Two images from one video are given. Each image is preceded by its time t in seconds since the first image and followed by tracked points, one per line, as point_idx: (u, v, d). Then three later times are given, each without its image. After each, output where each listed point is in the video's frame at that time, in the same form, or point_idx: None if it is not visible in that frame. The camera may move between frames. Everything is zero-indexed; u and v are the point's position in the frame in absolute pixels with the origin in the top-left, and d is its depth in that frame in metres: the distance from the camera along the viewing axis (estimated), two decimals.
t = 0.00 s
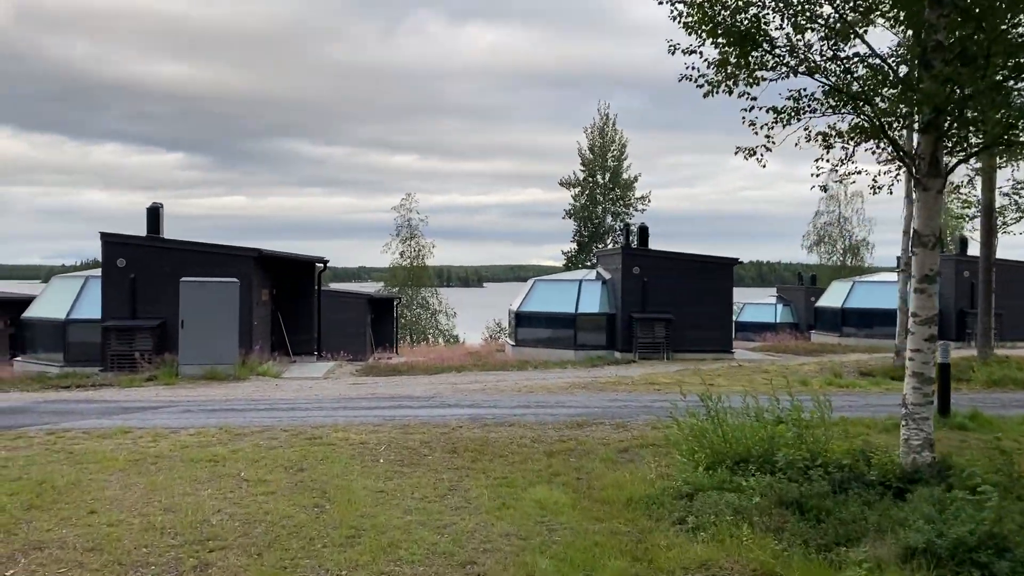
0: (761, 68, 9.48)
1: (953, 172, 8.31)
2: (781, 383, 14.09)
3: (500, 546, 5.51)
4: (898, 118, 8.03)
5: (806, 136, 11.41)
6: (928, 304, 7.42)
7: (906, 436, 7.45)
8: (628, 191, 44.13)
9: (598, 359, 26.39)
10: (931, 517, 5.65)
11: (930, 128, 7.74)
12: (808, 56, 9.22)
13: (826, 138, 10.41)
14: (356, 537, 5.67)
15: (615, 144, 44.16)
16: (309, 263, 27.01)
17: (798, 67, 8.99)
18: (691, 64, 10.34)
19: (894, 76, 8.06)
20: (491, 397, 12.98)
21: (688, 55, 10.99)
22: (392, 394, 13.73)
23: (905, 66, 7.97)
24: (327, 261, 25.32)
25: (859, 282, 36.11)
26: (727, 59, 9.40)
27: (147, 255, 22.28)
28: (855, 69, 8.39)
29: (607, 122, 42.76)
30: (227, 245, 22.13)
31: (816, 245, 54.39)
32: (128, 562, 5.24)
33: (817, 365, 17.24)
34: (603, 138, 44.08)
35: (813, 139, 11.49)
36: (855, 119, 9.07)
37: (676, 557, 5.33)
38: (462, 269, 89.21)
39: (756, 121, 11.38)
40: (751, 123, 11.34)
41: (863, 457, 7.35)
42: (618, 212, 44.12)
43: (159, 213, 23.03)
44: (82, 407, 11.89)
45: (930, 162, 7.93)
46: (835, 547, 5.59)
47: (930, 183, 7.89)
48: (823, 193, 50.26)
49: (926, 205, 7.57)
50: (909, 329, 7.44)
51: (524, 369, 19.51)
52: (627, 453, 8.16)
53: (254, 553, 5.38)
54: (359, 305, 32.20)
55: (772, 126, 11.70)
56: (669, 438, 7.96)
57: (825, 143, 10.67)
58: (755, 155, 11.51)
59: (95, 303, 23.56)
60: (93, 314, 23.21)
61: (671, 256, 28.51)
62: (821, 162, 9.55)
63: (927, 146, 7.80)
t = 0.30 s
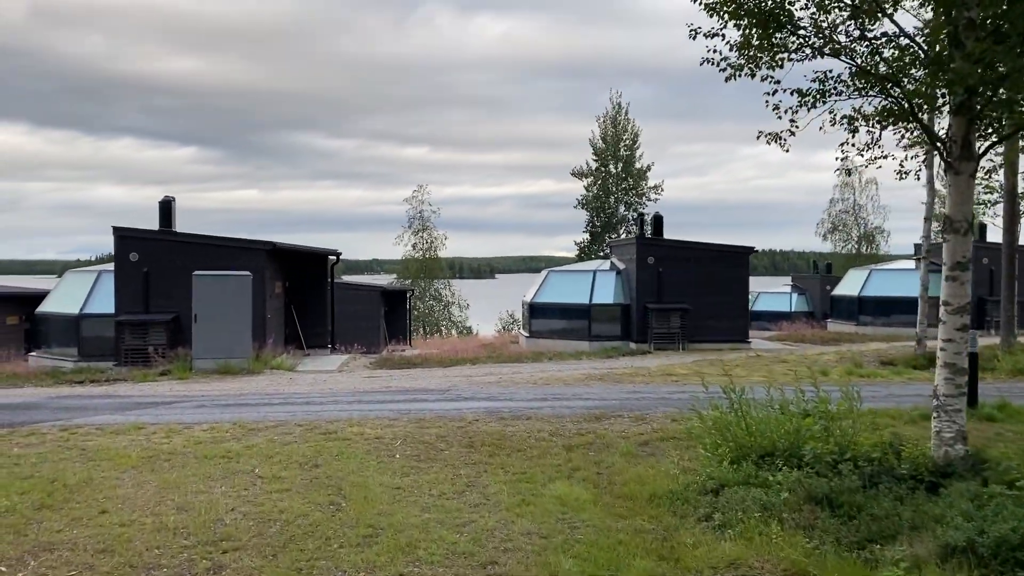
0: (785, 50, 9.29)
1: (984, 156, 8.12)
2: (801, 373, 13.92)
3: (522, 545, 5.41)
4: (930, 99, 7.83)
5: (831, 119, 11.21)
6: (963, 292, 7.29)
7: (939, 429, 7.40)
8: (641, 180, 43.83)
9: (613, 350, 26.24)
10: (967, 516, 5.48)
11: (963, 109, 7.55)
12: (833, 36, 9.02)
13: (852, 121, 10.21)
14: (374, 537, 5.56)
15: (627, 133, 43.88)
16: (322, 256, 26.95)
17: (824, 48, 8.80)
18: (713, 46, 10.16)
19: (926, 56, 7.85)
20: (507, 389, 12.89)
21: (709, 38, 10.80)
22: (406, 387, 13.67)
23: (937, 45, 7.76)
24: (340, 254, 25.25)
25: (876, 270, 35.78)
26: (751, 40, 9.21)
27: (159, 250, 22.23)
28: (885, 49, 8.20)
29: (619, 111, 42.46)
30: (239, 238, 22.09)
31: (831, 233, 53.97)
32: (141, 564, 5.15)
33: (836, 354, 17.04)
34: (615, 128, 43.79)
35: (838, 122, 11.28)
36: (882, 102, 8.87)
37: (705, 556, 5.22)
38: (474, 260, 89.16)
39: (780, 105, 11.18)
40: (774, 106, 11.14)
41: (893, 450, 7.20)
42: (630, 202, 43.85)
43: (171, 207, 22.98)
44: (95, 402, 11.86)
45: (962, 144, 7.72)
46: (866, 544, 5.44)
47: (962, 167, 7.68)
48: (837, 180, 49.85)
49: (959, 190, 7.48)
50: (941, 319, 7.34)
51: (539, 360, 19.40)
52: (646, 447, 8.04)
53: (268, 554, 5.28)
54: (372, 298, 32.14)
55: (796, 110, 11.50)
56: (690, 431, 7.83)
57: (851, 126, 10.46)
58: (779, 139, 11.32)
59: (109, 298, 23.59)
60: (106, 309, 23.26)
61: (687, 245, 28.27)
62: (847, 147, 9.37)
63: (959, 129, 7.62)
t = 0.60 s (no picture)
0: (810, 29, 9.10)
1: (1016, 139, 7.88)
2: (819, 364, 13.72)
3: (542, 541, 5.29)
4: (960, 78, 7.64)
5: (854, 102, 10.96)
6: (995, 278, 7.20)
7: (969, 418, 7.31)
8: (652, 170, 43.55)
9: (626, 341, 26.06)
10: (1003, 511, 5.31)
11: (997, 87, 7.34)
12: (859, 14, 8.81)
13: (876, 103, 9.98)
14: (388, 533, 5.44)
15: (637, 122, 43.57)
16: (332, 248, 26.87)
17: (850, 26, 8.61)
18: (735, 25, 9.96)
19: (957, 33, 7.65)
20: (520, 380, 12.77)
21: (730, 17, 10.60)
22: (418, 379, 13.55)
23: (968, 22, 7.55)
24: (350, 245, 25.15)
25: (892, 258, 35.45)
26: (775, 18, 9.01)
27: (169, 242, 22.19)
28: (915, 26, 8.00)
29: (630, 101, 42.16)
30: (249, 230, 22.03)
31: (844, 222, 53.55)
32: (148, 563, 5.04)
33: (853, 344, 16.83)
34: (626, 117, 43.49)
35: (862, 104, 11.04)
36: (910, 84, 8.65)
37: (732, 555, 5.12)
38: (484, 251, 89.01)
39: (803, 87, 10.94)
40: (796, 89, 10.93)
41: (922, 441, 7.02)
42: (641, 192, 43.58)
43: (181, 199, 22.91)
44: (105, 396, 11.79)
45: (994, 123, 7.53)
46: (899, 541, 5.29)
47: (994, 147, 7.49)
48: (850, 168, 49.45)
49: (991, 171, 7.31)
50: (971, 306, 7.27)
51: (551, 351, 19.25)
52: (665, 439, 7.91)
53: (279, 552, 5.17)
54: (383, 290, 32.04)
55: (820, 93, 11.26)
56: (711, 423, 7.69)
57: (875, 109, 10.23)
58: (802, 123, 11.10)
59: (120, 291, 23.59)
60: (117, 302, 23.25)
61: (700, 235, 28.04)
62: (871, 130, 9.15)
63: (991, 108, 7.42)
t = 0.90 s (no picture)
0: (834, 12, 8.91)
1: None
2: (834, 358, 13.52)
3: (558, 547, 5.13)
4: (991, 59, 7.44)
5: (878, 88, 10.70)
6: None
7: (1001, 417, 7.10)
8: (661, 161, 43.28)
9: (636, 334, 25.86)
10: None
11: None
12: None
13: (901, 89, 9.78)
14: (398, 539, 5.29)
15: (646, 114, 43.28)
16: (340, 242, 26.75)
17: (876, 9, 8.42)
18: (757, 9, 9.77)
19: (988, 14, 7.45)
20: (530, 375, 12.62)
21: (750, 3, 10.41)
22: (427, 374, 13.42)
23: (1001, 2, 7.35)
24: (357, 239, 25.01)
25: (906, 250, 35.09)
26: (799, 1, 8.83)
27: (175, 236, 22.08)
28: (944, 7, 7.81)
29: (639, 92, 41.86)
30: (255, 223, 21.92)
31: (854, 213, 53.16)
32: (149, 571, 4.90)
33: (868, 337, 16.61)
34: (634, 109, 43.19)
35: (886, 91, 10.77)
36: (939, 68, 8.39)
37: (758, 561, 4.95)
38: (491, 245, 88.82)
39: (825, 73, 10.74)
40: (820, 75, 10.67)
41: (950, 440, 6.84)
42: (650, 184, 43.32)
43: (187, 192, 22.78)
44: (110, 392, 11.68)
45: None
46: (930, 546, 5.11)
47: None
48: (860, 158, 49.02)
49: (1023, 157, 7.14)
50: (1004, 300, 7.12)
51: (561, 346, 19.08)
52: (681, 436, 7.76)
53: (285, 558, 5.02)
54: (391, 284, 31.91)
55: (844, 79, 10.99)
56: (730, 421, 7.53)
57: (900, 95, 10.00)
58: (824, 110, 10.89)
59: (126, 286, 23.50)
60: (124, 297, 23.16)
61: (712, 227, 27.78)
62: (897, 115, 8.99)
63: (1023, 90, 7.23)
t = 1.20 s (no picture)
0: None
1: None
2: (851, 355, 13.33)
3: (582, 551, 5.01)
4: None
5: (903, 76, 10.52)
6: None
7: None
8: (670, 156, 43.07)
9: (647, 330, 25.69)
10: None
11: None
12: None
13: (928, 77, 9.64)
14: (416, 543, 5.16)
15: (655, 108, 43.04)
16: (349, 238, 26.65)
17: None
18: None
19: None
20: (543, 372, 12.49)
21: None
22: (438, 371, 13.29)
23: None
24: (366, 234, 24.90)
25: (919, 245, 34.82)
26: None
27: (184, 232, 22.01)
28: None
29: (648, 86, 41.63)
30: (264, 219, 21.83)
31: (865, 208, 52.78)
32: None
33: (885, 333, 16.41)
34: (643, 103, 42.94)
35: (911, 80, 10.59)
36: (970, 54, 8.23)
37: (790, 566, 4.82)
38: (499, 241, 88.59)
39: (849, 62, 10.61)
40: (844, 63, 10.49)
41: (981, 439, 6.69)
42: (659, 178, 43.11)
43: (195, 188, 22.69)
44: (120, 390, 11.60)
45: None
46: (969, 551, 4.97)
47: None
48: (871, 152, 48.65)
49: None
50: None
51: (572, 342, 18.95)
52: (701, 435, 7.62)
53: (299, 564, 4.90)
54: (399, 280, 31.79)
55: (869, 68, 10.81)
56: (752, 419, 7.40)
57: (925, 83, 9.86)
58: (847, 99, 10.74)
59: (135, 282, 23.44)
60: (132, 293, 23.10)
61: (724, 222, 27.59)
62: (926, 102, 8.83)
63: None
